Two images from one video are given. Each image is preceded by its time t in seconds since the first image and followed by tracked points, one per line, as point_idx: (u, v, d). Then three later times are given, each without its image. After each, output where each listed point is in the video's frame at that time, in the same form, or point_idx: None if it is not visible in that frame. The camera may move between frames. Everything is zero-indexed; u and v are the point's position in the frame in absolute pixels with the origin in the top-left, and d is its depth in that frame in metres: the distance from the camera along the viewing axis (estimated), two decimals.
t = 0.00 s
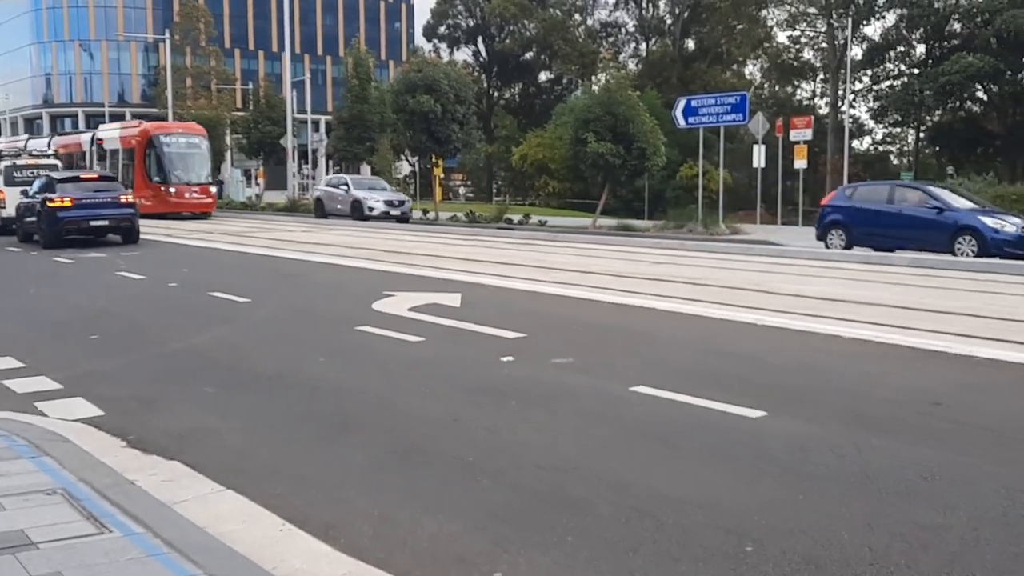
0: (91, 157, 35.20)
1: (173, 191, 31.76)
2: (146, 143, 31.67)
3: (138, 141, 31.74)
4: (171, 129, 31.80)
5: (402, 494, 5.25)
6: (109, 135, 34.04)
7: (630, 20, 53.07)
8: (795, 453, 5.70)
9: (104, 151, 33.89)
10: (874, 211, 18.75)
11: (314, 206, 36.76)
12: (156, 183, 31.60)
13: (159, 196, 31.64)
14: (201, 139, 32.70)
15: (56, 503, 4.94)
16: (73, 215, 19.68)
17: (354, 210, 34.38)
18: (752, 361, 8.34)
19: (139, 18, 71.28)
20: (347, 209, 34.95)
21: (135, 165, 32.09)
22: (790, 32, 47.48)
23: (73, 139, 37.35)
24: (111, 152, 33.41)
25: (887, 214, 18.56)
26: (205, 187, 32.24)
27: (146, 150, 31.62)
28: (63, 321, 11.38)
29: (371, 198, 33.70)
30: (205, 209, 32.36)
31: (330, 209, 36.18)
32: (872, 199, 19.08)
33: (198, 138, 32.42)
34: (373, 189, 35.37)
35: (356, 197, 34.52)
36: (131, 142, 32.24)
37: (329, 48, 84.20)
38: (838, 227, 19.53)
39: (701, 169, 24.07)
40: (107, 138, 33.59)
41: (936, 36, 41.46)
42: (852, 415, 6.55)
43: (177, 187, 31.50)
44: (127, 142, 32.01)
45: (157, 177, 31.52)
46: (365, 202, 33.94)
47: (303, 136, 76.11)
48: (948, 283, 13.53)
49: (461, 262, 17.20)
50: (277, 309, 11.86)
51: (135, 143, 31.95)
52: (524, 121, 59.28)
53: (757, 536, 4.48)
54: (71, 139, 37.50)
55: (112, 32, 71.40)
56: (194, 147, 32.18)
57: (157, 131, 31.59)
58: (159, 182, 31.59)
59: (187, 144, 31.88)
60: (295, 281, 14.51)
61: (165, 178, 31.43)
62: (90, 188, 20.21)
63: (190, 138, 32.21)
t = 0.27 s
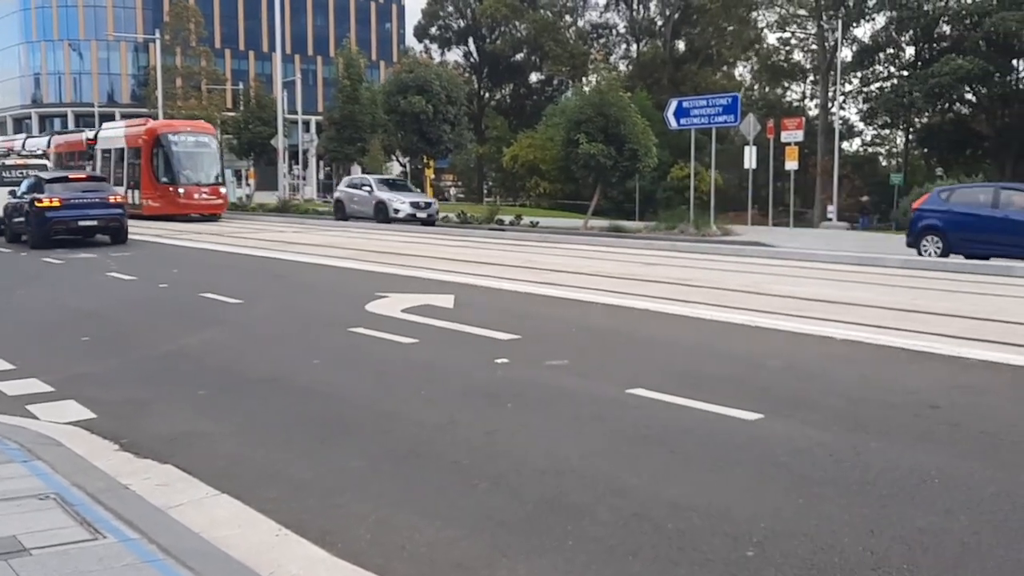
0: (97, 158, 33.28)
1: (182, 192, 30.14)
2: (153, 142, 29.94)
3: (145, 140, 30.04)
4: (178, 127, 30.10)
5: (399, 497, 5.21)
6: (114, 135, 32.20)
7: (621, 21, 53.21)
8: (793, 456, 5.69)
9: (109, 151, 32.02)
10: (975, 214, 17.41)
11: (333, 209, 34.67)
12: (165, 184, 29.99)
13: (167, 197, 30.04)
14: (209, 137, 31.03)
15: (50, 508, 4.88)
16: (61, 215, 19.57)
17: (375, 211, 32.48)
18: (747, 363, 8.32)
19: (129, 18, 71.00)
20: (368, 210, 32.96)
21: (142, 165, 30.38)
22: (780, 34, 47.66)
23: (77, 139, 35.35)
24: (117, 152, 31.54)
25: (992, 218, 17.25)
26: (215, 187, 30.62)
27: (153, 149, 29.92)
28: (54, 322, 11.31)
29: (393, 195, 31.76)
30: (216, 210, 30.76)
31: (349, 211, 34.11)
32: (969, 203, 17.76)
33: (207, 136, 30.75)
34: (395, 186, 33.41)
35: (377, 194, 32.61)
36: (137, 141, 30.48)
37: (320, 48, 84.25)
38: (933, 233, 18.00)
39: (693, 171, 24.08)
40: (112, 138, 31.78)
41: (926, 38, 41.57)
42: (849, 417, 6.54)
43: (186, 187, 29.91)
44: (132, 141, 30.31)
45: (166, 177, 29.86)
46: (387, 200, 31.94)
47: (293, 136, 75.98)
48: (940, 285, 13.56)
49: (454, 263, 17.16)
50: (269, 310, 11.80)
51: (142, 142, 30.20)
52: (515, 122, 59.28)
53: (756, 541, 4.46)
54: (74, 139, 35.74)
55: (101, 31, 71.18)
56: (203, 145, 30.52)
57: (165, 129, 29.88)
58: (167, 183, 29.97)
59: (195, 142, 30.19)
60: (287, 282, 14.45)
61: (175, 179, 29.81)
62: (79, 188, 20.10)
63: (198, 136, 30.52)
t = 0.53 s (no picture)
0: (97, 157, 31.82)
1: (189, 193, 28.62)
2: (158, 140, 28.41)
3: (149, 138, 28.49)
4: (184, 124, 28.59)
5: (388, 501, 5.17)
6: (117, 131, 30.71)
7: (610, 22, 53.44)
8: (784, 458, 5.67)
9: (110, 149, 30.61)
10: None
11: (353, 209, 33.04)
12: (171, 185, 28.48)
13: (174, 198, 28.50)
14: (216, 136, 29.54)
15: (34, 512, 4.83)
16: (45, 215, 19.44)
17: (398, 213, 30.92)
18: (737, 364, 8.30)
19: (116, 17, 70.65)
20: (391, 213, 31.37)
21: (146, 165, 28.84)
22: (769, 35, 47.79)
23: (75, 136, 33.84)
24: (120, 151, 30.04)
25: None
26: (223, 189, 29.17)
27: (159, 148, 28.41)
28: (39, 324, 11.21)
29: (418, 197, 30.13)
30: (224, 213, 29.31)
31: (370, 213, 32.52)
32: None
33: (216, 134, 29.28)
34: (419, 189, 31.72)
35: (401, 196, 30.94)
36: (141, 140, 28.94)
37: (307, 48, 84.09)
38: None
39: (682, 172, 24.09)
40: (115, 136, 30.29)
41: (914, 40, 41.71)
42: (839, 419, 6.52)
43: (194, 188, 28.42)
44: (135, 139, 28.77)
45: (172, 178, 28.35)
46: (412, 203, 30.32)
47: (281, 137, 75.78)
48: (928, 286, 13.60)
49: (443, 264, 17.12)
50: (256, 312, 11.70)
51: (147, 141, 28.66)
52: (504, 123, 59.22)
53: (748, 544, 4.44)
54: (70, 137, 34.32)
55: (88, 31, 70.80)
56: (211, 144, 29.05)
57: (171, 126, 28.38)
58: (174, 183, 28.45)
59: (202, 140, 28.72)
60: (275, 284, 14.37)
61: (182, 179, 28.29)
62: (64, 188, 19.96)
63: (205, 135, 29.03)
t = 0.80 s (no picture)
0: (101, 157, 30.74)
1: (199, 193, 27.81)
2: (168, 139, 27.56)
3: (158, 136, 27.64)
4: (194, 122, 27.72)
5: (375, 503, 5.14)
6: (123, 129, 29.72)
7: (600, 23, 53.48)
8: (771, 459, 5.66)
9: (116, 148, 29.60)
10: None
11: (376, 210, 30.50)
12: (181, 186, 27.65)
13: (184, 199, 27.69)
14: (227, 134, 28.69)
15: (15, 516, 4.78)
16: (32, 216, 19.35)
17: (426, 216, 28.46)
18: (725, 365, 8.29)
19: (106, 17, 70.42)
20: (419, 215, 28.88)
21: (155, 165, 27.97)
22: (758, 36, 47.94)
23: (76, 135, 32.65)
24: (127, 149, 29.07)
25: None
26: (234, 190, 28.36)
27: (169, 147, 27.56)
28: (25, 325, 11.14)
29: (449, 200, 27.71)
30: (235, 214, 28.49)
31: (395, 215, 29.96)
32: None
33: (226, 132, 28.44)
34: (448, 188, 29.19)
35: (431, 198, 28.44)
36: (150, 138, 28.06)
37: (297, 49, 83.92)
38: None
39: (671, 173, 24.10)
40: (122, 133, 29.33)
41: (903, 41, 41.91)
42: (826, 420, 6.51)
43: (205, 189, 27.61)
44: (143, 137, 27.86)
45: (182, 179, 27.52)
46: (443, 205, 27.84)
47: (271, 137, 75.58)
48: (916, 286, 13.63)
49: (432, 265, 17.09)
50: (244, 313, 11.65)
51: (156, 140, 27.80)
52: (494, 123, 59.20)
53: (734, 546, 4.42)
54: (69, 135, 33.13)
55: (77, 31, 70.51)
56: (222, 143, 28.20)
57: (181, 124, 27.53)
58: (184, 184, 27.62)
59: (213, 139, 27.87)
60: (262, 285, 14.30)
61: (192, 179, 27.48)
62: (51, 189, 19.86)
63: (216, 133, 28.17)
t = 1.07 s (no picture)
0: (105, 156, 29.66)
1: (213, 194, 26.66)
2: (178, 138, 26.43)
3: (169, 134, 26.52)
4: (206, 119, 26.59)
5: (361, 504, 5.10)
6: (130, 126, 28.60)
7: (590, 23, 53.46)
8: (760, 459, 5.64)
9: (122, 147, 28.60)
10: None
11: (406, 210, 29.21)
12: (193, 186, 26.53)
13: (196, 199, 26.57)
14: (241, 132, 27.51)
15: None
16: (19, 215, 19.26)
17: (460, 217, 27.08)
18: (713, 365, 8.28)
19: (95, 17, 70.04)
20: (452, 216, 27.51)
21: (166, 164, 26.87)
22: (749, 36, 47.97)
23: (77, 132, 31.43)
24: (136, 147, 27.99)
25: None
26: (249, 190, 27.21)
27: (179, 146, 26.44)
28: (11, 325, 11.07)
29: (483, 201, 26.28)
30: (250, 216, 27.34)
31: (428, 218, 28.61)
32: None
33: (240, 130, 27.28)
34: (484, 188, 27.77)
35: (464, 198, 27.04)
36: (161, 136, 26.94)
37: (287, 48, 83.61)
38: None
39: (660, 172, 24.13)
40: (130, 131, 28.26)
41: (891, 40, 42.07)
42: (814, 420, 6.50)
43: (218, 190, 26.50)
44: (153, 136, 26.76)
45: (194, 179, 26.40)
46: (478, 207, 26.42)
47: (261, 137, 75.47)
48: (906, 286, 13.64)
49: (422, 265, 17.04)
50: (232, 314, 11.60)
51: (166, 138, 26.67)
52: (485, 123, 59.14)
53: (722, 547, 4.40)
54: (70, 132, 31.92)
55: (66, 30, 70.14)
56: (236, 141, 27.05)
57: (192, 122, 26.39)
58: (196, 185, 26.50)
59: (226, 137, 26.71)
60: (251, 285, 14.24)
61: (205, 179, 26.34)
62: (39, 189, 19.77)
63: (230, 131, 27.01)
